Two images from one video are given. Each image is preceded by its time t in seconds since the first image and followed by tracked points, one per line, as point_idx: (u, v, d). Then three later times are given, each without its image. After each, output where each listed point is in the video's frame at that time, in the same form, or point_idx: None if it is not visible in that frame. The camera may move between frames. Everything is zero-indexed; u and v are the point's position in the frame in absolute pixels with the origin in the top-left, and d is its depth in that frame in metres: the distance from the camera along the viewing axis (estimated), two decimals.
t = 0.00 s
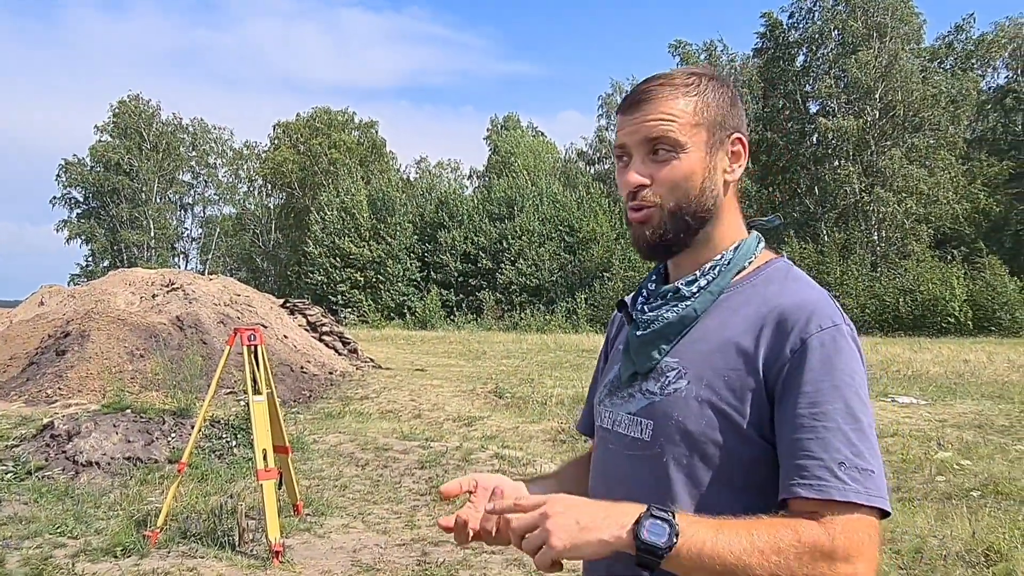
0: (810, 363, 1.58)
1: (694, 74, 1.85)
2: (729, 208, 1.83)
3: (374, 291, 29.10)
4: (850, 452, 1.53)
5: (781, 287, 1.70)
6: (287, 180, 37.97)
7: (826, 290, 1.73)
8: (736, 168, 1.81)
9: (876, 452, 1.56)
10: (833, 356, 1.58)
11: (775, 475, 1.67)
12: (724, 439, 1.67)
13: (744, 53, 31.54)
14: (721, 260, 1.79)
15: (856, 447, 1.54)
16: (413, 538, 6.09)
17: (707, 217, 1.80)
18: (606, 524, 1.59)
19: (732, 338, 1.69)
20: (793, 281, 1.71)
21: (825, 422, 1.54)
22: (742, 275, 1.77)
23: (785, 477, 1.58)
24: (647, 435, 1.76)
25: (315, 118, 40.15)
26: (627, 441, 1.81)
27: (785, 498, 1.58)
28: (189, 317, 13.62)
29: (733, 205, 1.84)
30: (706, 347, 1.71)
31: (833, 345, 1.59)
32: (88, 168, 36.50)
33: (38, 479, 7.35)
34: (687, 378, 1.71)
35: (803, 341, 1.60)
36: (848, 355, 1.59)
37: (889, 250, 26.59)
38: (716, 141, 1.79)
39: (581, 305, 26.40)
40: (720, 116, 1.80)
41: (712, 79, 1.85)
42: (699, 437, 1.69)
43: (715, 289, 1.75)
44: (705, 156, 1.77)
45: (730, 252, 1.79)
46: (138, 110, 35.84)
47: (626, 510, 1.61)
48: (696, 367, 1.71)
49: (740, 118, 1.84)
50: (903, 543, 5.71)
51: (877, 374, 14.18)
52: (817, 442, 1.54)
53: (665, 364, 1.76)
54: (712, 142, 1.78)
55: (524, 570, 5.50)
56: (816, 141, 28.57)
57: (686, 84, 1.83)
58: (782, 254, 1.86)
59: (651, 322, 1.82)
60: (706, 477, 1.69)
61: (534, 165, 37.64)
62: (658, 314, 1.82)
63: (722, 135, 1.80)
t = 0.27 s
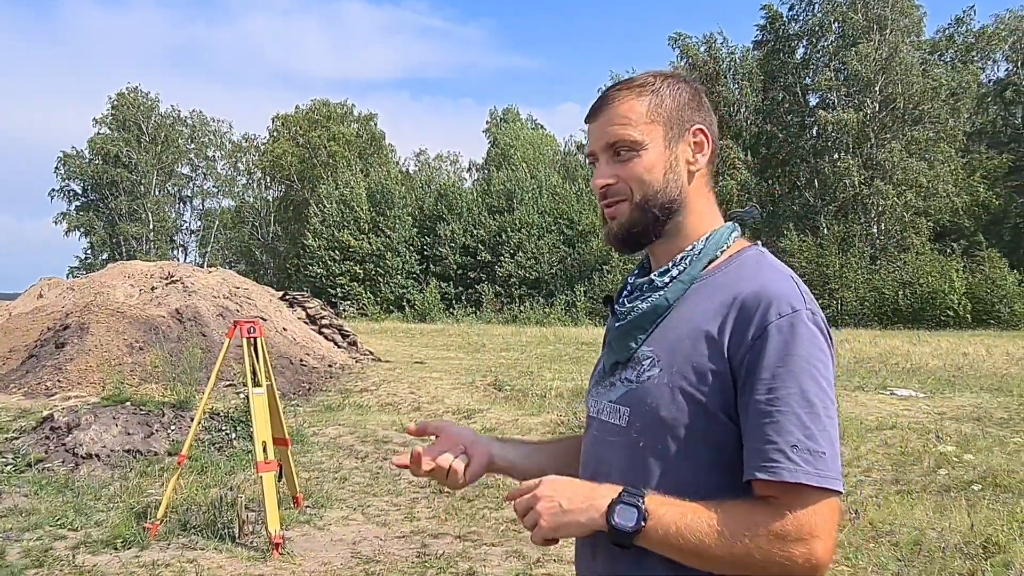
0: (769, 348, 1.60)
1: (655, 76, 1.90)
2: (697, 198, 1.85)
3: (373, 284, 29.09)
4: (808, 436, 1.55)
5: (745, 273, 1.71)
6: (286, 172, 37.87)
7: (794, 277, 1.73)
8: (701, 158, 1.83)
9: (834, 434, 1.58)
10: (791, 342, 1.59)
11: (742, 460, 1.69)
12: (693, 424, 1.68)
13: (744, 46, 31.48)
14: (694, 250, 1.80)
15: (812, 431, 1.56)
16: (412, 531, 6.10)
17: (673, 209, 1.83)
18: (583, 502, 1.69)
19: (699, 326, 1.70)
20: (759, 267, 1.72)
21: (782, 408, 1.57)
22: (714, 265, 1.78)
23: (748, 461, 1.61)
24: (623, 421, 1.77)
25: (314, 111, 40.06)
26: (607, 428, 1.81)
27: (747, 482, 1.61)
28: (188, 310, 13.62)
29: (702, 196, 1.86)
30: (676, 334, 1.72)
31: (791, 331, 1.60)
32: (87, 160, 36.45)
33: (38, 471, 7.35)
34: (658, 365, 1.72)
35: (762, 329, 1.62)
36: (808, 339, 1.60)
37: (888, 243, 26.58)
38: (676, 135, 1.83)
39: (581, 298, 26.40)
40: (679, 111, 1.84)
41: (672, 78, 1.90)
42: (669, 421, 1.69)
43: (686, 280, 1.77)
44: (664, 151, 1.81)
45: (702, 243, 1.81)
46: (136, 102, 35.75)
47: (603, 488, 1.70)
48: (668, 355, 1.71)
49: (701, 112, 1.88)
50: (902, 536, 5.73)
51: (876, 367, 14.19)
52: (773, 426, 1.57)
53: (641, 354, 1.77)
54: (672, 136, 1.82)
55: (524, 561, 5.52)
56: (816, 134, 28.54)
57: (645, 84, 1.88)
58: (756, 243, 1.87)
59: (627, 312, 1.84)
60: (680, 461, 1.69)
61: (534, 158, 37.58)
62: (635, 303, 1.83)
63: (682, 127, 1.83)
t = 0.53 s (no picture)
0: (748, 334, 1.66)
1: (637, 78, 1.94)
2: (679, 196, 1.90)
3: (374, 278, 29.07)
4: (785, 419, 1.61)
5: (726, 265, 1.77)
6: (287, 167, 37.81)
7: (774, 267, 1.79)
8: (680, 158, 1.88)
9: (813, 416, 1.63)
10: (768, 331, 1.65)
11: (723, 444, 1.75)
12: (675, 410, 1.74)
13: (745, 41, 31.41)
14: (677, 245, 1.86)
15: (790, 412, 1.62)
16: (413, 524, 6.12)
17: (654, 207, 1.89)
18: (581, 474, 1.73)
19: (682, 318, 1.76)
20: (739, 260, 1.78)
21: (762, 393, 1.63)
22: (696, 260, 1.84)
23: (729, 442, 1.68)
24: (612, 409, 1.83)
25: (314, 105, 39.98)
26: (597, 416, 1.88)
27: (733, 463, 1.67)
28: (189, 304, 13.62)
29: (684, 194, 1.91)
30: (663, 327, 1.78)
31: (768, 319, 1.66)
32: (87, 154, 36.41)
33: (39, 464, 7.36)
34: (644, 355, 1.79)
35: (741, 319, 1.67)
36: (784, 327, 1.66)
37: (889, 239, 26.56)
38: (656, 136, 1.87)
39: (581, 292, 26.35)
40: (660, 114, 1.88)
41: (655, 80, 1.94)
42: (654, 408, 1.76)
43: (670, 274, 1.83)
44: (644, 152, 1.86)
45: (685, 237, 1.87)
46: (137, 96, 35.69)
47: (600, 460, 1.73)
48: (653, 346, 1.78)
49: (684, 113, 1.91)
50: (902, 530, 5.74)
51: (876, 363, 14.20)
52: (754, 410, 1.63)
53: (627, 345, 1.83)
54: (650, 138, 1.87)
55: (524, 555, 5.53)
56: (817, 129, 28.48)
57: (628, 86, 1.92)
58: (740, 237, 1.92)
59: (615, 305, 1.90)
60: (664, 446, 1.75)
61: (535, 152, 37.52)
62: (621, 297, 1.90)
63: (662, 129, 1.87)
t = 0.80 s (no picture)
0: (723, 333, 1.66)
1: (619, 83, 1.93)
2: (660, 200, 1.90)
3: (374, 273, 29.08)
4: (758, 414, 1.62)
5: (703, 265, 1.78)
6: (287, 161, 37.76)
7: (752, 267, 1.79)
8: (661, 164, 1.87)
9: (784, 413, 1.64)
10: (743, 328, 1.65)
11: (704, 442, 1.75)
12: (655, 408, 1.75)
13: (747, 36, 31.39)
14: (658, 246, 1.86)
15: (764, 409, 1.63)
16: (412, 519, 6.12)
17: (637, 211, 1.88)
18: (553, 487, 1.64)
19: (662, 318, 1.77)
20: (717, 259, 1.78)
21: (735, 389, 1.63)
22: (677, 259, 1.84)
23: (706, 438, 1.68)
24: (598, 407, 1.85)
25: (315, 99, 39.90)
26: (585, 412, 1.89)
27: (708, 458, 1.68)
28: (189, 297, 13.63)
29: (665, 197, 1.90)
30: (643, 327, 1.79)
31: (744, 317, 1.66)
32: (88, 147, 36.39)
33: (39, 457, 7.37)
34: (628, 354, 1.79)
35: (717, 317, 1.68)
36: (759, 325, 1.66)
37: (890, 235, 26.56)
38: (638, 144, 1.86)
39: (581, 287, 26.35)
40: (640, 121, 1.87)
41: (637, 85, 1.92)
42: (637, 404, 1.77)
43: (651, 274, 1.83)
44: (626, 159, 1.85)
45: (665, 239, 1.86)
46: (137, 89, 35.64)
47: (572, 468, 1.65)
48: (636, 345, 1.79)
49: (665, 119, 1.90)
50: (900, 526, 5.75)
51: (876, 359, 14.21)
52: (728, 406, 1.63)
53: (612, 344, 1.84)
54: (633, 145, 1.85)
55: (524, 549, 5.55)
56: (818, 125, 28.46)
57: (609, 93, 1.90)
58: (722, 235, 1.92)
59: (600, 304, 1.91)
60: (647, 442, 1.76)
61: (536, 147, 37.48)
62: (605, 298, 1.91)
63: (642, 135, 1.86)
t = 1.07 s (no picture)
0: (710, 332, 1.67)
1: (615, 83, 1.92)
2: (651, 200, 1.90)
3: (375, 268, 29.09)
4: (746, 409, 1.63)
5: (689, 263, 1.78)
6: (288, 156, 37.70)
7: (738, 264, 1.80)
8: (652, 165, 1.87)
9: (774, 407, 1.65)
10: (729, 327, 1.66)
11: (694, 438, 1.76)
12: (644, 405, 1.75)
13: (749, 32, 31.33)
14: (647, 244, 1.86)
15: (752, 404, 1.64)
16: (413, 513, 6.14)
17: (628, 211, 1.88)
18: (564, 490, 1.73)
19: (650, 315, 1.77)
20: (702, 256, 1.79)
21: (724, 385, 1.64)
22: (666, 256, 1.84)
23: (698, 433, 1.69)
24: (588, 403, 1.84)
25: (317, 94, 39.80)
26: (576, 408, 1.89)
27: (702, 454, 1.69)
28: (190, 292, 13.63)
29: (656, 197, 1.91)
30: (632, 325, 1.79)
31: (731, 315, 1.67)
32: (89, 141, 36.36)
33: (40, 450, 7.39)
34: (616, 351, 1.79)
35: (703, 315, 1.68)
36: (745, 322, 1.67)
37: (891, 232, 26.53)
38: (632, 144, 1.86)
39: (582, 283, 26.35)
40: (635, 121, 1.87)
41: (632, 85, 1.92)
42: (627, 400, 1.77)
43: (640, 272, 1.83)
44: (619, 160, 1.85)
45: (654, 237, 1.87)
46: (138, 83, 35.59)
47: (580, 474, 1.73)
48: (624, 342, 1.78)
49: (659, 121, 1.90)
50: (901, 523, 5.76)
51: (877, 356, 14.22)
52: (717, 403, 1.64)
53: (601, 341, 1.83)
54: (627, 145, 1.85)
55: (523, 544, 5.56)
56: (820, 121, 28.41)
57: (605, 91, 1.90)
58: (709, 233, 1.93)
59: (590, 302, 1.90)
60: (637, 438, 1.77)
61: (537, 142, 37.42)
62: (595, 294, 1.90)
63: (636, 136, 1.86)
